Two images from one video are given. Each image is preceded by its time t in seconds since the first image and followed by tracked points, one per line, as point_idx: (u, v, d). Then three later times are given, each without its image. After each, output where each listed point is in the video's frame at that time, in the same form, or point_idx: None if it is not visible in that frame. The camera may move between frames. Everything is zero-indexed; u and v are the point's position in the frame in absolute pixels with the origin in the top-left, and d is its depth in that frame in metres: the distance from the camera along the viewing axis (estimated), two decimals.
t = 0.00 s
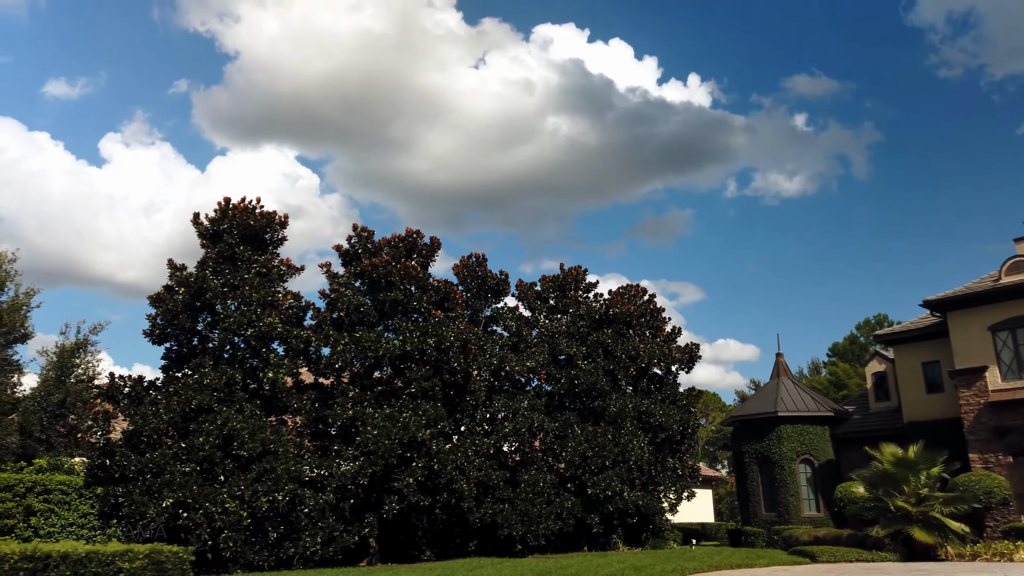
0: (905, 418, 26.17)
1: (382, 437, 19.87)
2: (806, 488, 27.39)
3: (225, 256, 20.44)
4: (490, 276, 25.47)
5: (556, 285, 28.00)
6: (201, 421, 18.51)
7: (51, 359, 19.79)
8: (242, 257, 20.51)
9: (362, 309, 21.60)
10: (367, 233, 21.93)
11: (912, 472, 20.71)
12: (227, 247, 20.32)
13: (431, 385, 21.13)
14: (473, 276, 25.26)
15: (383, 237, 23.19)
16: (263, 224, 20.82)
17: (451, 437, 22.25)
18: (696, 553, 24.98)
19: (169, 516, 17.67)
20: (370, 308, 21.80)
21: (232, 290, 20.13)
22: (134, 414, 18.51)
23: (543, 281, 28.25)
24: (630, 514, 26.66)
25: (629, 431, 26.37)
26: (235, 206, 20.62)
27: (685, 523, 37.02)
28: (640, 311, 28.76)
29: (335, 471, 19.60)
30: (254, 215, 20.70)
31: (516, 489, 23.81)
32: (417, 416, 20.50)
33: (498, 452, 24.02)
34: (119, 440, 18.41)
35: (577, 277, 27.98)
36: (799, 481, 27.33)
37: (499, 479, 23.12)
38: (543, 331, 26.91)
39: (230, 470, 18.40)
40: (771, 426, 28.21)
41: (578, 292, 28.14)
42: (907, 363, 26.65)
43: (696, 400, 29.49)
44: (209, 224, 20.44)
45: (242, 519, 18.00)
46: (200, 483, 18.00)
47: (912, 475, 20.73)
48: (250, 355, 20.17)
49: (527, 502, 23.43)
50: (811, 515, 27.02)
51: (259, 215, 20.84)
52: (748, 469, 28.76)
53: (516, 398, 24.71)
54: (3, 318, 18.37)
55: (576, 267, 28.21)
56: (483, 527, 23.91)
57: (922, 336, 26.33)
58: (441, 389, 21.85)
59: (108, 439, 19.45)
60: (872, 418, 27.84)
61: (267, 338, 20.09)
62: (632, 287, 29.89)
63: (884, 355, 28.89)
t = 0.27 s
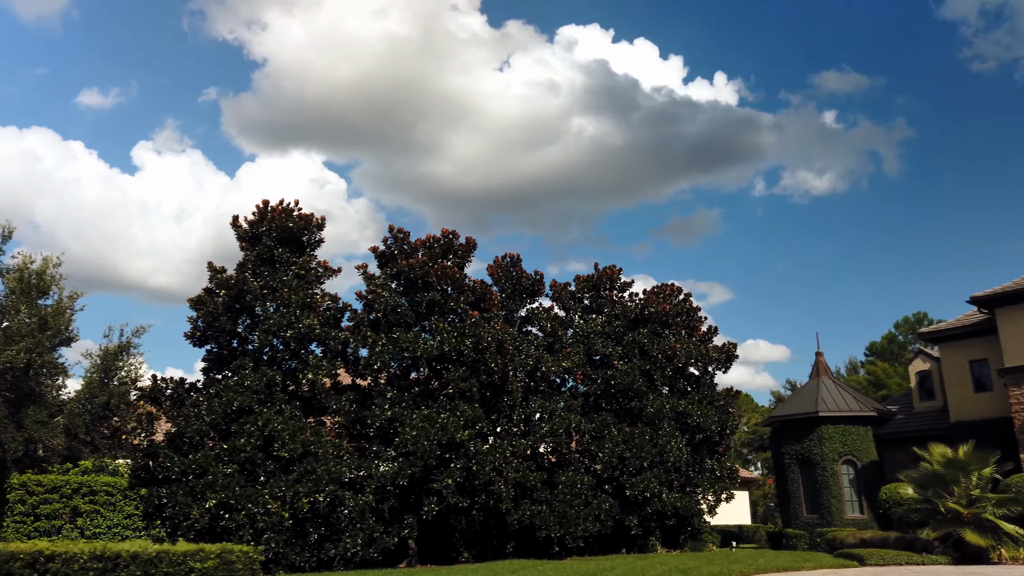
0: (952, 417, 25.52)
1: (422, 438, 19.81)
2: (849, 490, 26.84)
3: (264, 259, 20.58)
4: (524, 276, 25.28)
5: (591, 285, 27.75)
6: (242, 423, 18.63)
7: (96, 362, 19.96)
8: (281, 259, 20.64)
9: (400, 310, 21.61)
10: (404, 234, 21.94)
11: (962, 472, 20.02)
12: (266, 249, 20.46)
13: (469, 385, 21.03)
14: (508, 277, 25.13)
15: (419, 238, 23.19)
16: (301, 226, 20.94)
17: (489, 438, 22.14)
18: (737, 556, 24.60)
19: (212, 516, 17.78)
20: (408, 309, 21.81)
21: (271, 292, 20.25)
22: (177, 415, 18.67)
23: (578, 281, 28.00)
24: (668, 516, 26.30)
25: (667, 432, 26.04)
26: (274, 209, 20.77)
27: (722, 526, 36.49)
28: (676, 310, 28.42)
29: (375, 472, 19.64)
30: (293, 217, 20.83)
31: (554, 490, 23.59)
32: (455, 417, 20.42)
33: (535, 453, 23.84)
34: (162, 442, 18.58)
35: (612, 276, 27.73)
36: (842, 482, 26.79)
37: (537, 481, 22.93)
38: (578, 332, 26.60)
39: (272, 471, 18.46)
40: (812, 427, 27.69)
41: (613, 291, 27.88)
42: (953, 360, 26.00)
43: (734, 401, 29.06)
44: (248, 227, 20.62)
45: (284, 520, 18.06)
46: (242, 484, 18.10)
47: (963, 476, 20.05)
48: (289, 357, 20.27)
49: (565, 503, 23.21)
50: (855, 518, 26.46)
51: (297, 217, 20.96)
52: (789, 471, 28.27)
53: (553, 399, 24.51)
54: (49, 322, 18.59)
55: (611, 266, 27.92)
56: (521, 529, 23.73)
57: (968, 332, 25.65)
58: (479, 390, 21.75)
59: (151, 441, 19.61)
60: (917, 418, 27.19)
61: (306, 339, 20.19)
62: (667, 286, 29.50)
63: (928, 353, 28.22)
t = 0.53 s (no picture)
0: (994, 415, 24.92)
1: (456, 438, 19.71)
2: (887, 490, 26.34)
3: (298, 259, 20.63)
4: (555, 274, 25.04)
5: (621, 283, 27.46)
6: (278, 423, 18.71)
7: (133, 363, 20.09)
8: (314, 259, 20.70)
9: (432, 309, 21.56)
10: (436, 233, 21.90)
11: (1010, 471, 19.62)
12: (300, 250, 20.54)
13: (502, 385, 20.90)
14: (540, 275, 24.95)
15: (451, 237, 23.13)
16: (334, 226, 21.00)
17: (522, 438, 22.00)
18: (774, 557, 24.25)
19: (249, 517, 17.86)
20: (441, 308, 21.78)
21: (305, 293, 20.34)
22: (213, 416, 18.76)
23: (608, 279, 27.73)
24: (703, 516, 25.99)
25: (701, 431, 25.73)
26: (307, 210, 20.86)
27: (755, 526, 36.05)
28: (708, 308, 28.09)
29: (410, 472, 19.57)
30: (326, 218, 20.89)
31: (587, 490, 23.40)
32: (489, 416, 20.33)
33: (569, 452, 23.66)
34: (200, 442, 18.70)
35: (643, 274, 27.46)
36: (880, 482, 26.29)
37: (570, 480, 22.75)
38: (610, 330, 26.13)
39: (308, 471, 18.50)
40: (849, 425, 27.21)
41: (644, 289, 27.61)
42: (995, 356, 25.29)
43: (768, 399, 28.68)
44: (282, 228, 20.70)
45: (320, 520, 18.08)
46: (279, 484, 18.17)
47: (1010, 475, 19.62)
48: (323, 357, 20.32)
49: (599, 503, 23.01)
50: (894, 517, 25.94)
51: (330, 218, 21.02)
52: (825, 470, 27.81)
53: (585, 398, 24.25)
54: (88, 324, 18.74)
55: (642, 264, 27.60)
56: (555, 529, 23.58)
57: (1010, 328, 24.93)
58: (512, 389, 21.63)
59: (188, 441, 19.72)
60: (957, 416, 26.60)
61: (340, 339, 20.25)
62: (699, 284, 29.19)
63: (968, 350, 27.62)
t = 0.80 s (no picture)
0: None
1: (490, 440, 19.58)
2: (927, 492, 25.78)
3: (331, 262, 20.72)
4: (586, 275, 24.85)
5: (652, 283, 27.17)
6: (313, 425, 18.75)
7: (169, 366, 20.23)
8: (347, 261, 20.76)
9: (464, 310, 21.47)
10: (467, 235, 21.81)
11: None
12: (333, 252, 20.62)
13: (535, 386, 20.75)
14: (571, 276, 24.74)
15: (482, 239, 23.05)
16: (366, 228, 21.04)
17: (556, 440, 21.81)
18: (812, 561, 23.83)
19: (286, 519, 17.90)
20: (474, 310, 21.72)
21: (338, 295, 20.40)
22: (249, 418, 18.91)
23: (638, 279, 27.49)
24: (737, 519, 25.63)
25: (735, 432, 25.39)
26: (340, 212, 20.93)
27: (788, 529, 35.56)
28: (740, 308, 27.77)
29: (444, 475, 19.47)
30: (358, 220, 20.95)
31: (621, 492, 23.15)
32: (522, 418, 20.18)
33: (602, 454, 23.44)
34: (236, 444, 18.84)
35: (674, 274, 27.19)
36: (920, 484, 25.74)
37: (604, 483, 22.52)
38: (642, 331, 25.86)
39: (343, 473, 18.51)
40: (887, 426, 26.69)
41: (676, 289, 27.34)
42: None
43: (802, 400, 28.27)
44: (315, 230, 20.80)
45: (356, 522, 18.05)
46: (314, 487, 18.19)
47: None
48: (356, 359, 20.34)
49: (632, 506, 22.76)
50: (934, 521, 25.36)
51: (362, 220, 21.06)
52: (862, 472, 27.32)
53: (618, 400, 23.99)
54: (125, 327, 18.87)
55: (673, 264, 27.32)
56: (589, 532, 23.36)
57: None
58: (546, 390, 21.47)
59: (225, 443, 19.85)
60: (999, 417, 25.97)
61: (373, 341, 20.27)
62: (730, 283, 28.87)
63: (1009, 349, 26.96)
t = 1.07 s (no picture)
0: None
1: (516, 442, 19.44)
2: (956, 494, 25.38)
3: (355, 264, 20.73)
4: (608, 275, 24.70)
5: (675, 284, 27.04)
6: (339, 427, 18.73)
7: (194, 369, 20.24)
8: (371, 263, 20.73)
9: (488, 312, 21.35)
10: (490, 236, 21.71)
11: None
12: (357, 254, 20.62)
13: (560, 388, 20.60)
14: (594, 276, 24.56)
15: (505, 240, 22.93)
16: (389, 230, 21.02)
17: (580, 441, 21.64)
18: (841, 565, 23.47)
19: (312, 521, 17.85)
20: (499, 311, 21.61)
21: (361, 296, 20.38)
22: (274, 419, 18.95)
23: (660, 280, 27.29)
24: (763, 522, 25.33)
25: (759, 434, 25.14)
26: (363, 214, 20.90)
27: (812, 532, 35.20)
28: (764, 308, 27.52)
29: (469, 477, 19.35)
30: (382, 222, 20.93)
31: (645, 495, 22.94)
32: (548, 420, 20.05)
33: (626, 456, 23.25)
34: (261, 446, 18.86)
35: (697, 274, 26.99)
36: (949, 486, 25.34)
37: (628, 485, 22.32)
38: (665, 332, 25.65)
39: (369, 475, 18.46)
40: (915, 428, 26.32)
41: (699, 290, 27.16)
42: None
43: (827, 402, 27.97)
44: (338, 232, 20.81)
45: (382, 525, 17.97)
46: (340, 489, 18.14)
47: None
48: (380, 360, 20.31)
49: (657, 508, 22.54)
50: (964, 523, 24.98)
51: (386, 222, 21.05)
52: (889, 474, 26.97)
53: (642, 401, 23.77)
54: (151, 330, 18.87)
55: (696, 264, 27.09)
56: (613, 535, 23.15)
57: None
58: (570, 391, 21.30)
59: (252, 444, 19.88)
60: None
61: (398, 342, 20.21)
62: (753, 284, 28.64)
63: None
